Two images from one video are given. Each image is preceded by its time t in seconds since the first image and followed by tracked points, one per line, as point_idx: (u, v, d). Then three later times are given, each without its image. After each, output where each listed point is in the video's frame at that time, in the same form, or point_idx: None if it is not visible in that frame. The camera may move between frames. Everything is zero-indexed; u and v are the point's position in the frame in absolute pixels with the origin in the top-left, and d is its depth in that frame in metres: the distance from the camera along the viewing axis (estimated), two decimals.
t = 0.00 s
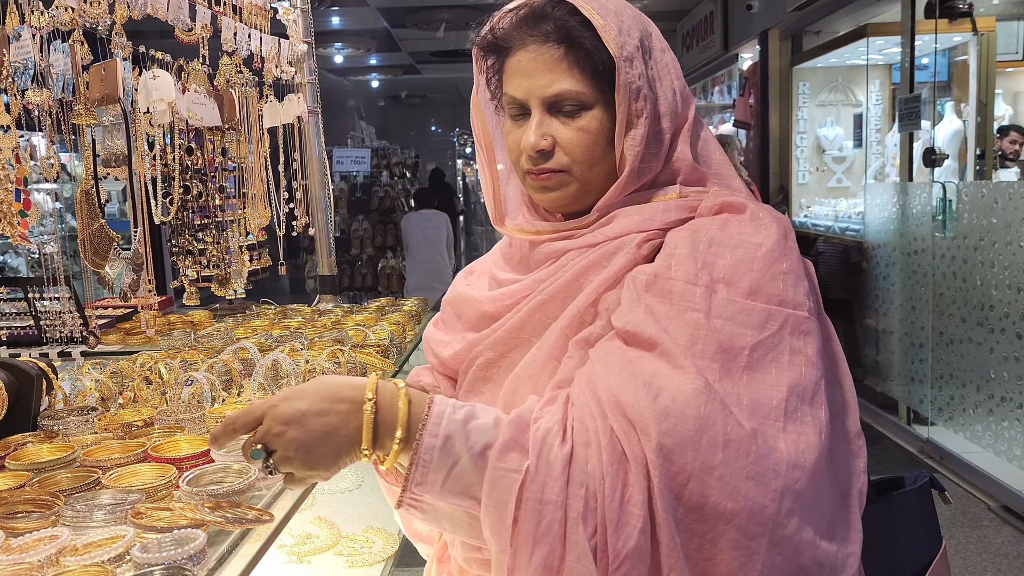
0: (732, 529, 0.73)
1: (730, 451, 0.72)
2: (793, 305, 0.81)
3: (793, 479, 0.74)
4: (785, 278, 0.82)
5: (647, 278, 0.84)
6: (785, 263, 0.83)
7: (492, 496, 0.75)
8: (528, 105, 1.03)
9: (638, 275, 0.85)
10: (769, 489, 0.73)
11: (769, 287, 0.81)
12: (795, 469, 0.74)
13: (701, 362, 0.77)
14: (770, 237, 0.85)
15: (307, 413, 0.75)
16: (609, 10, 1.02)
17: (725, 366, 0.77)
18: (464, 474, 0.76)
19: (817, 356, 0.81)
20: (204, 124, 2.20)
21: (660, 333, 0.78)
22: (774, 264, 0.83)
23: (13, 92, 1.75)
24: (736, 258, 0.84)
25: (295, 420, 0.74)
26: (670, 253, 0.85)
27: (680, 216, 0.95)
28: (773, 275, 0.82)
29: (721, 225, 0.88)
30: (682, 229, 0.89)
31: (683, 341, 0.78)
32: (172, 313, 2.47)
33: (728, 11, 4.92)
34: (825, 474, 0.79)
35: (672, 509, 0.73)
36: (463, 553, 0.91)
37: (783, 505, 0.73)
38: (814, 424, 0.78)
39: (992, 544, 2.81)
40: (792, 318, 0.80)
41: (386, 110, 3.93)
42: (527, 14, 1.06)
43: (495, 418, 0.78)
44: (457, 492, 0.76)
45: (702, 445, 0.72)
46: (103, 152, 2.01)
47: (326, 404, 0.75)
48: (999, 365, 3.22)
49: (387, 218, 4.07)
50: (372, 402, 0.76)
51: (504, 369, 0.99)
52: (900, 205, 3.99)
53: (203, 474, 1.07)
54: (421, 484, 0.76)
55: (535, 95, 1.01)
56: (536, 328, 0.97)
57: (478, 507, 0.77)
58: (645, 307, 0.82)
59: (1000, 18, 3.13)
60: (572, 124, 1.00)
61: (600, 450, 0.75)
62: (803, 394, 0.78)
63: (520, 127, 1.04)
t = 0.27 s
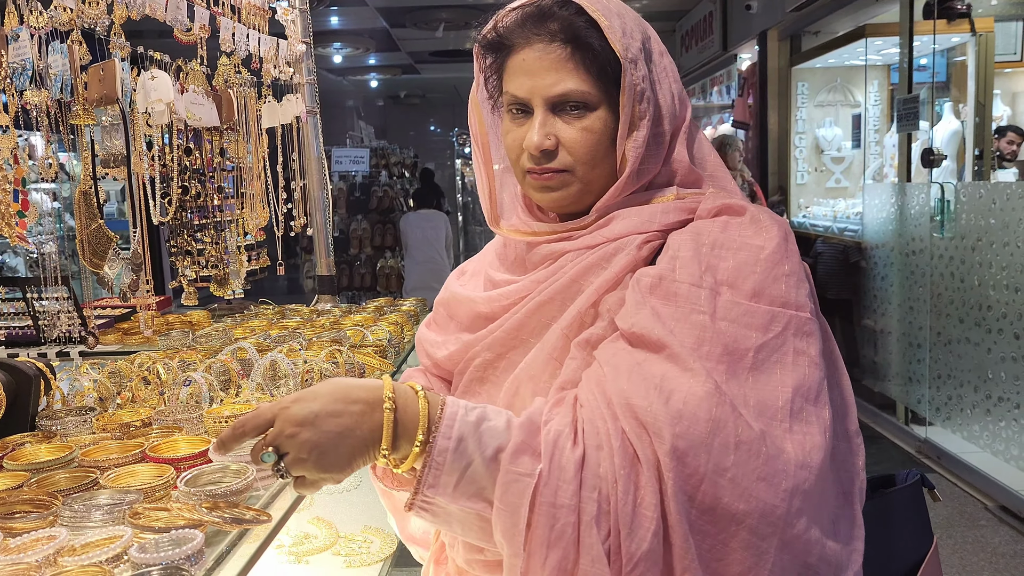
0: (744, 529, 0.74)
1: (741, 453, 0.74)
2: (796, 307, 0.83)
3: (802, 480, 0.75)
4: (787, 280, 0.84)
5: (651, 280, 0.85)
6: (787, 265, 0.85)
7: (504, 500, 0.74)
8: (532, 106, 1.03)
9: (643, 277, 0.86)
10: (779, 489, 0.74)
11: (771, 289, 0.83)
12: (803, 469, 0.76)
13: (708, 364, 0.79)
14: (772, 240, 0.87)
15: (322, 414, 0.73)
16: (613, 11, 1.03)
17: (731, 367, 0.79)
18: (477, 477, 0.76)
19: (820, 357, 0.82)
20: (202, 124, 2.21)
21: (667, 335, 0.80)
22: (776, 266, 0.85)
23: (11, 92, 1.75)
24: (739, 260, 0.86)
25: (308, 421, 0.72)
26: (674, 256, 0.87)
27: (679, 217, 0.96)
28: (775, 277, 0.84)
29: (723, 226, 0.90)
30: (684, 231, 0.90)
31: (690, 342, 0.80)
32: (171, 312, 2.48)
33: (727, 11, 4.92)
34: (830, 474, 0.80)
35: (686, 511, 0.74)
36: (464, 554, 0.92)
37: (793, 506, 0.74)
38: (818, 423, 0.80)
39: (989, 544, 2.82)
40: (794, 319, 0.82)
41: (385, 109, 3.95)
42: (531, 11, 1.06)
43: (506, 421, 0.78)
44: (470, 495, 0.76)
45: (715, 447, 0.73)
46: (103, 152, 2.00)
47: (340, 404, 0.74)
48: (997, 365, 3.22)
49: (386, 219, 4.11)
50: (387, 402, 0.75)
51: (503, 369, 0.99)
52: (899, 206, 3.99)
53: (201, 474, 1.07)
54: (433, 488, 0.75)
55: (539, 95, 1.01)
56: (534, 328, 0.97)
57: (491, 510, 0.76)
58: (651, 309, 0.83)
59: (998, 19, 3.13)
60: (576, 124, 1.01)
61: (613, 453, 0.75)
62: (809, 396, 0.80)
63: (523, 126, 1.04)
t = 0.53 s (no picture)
0: (759, 520, 0.75)
1: (755, 445, 0.75)
2: (800, 301, 0.84)
3: (812, 472, 0.77)
4: (791, 274, 0.85)
5: (656, 275, 0.85)
6: (790, 260, 0.86)
7: (523, 492, 0.74)
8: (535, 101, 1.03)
9: (648, 272, 0.86)
10: (792, 481, 0.76)
11: (776, 283, 0.84)
12: (813, 461, 0.77)
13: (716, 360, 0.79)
14: (774, 235, 0.88)
15: (337, 404, 0.72)
16: (616, 7, 1.03)
17: (738, 361, 0.79)
18: (494, 469, 0.76)
19: (824, 351, 0.83)
20: (200, 121, 2.20)
21: (677, 328, 0.80)
22: (779, 261, 0.85)
23: (8, 87, 1.75)
24: (742, 256, 0.86)
25: (322, 412, 0.72)
26: (678, 251, 0.87)
27: (679, 212, 0.96)
28: (780, 271, 0.85)
29: (724, 222, 0.90)
30: (687, 226, 0.91)
31: (698, 336, 0.80)
32: (168, 309, 2.47)
33: (725, 9, 4.92)
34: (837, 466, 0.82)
35: (703, 503, 0.75)
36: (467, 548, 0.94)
37: (805, 497, 0.76)
38: (824, 416, 0.81)
39: (986, 541, 2.83)
40: (799, 313, 0.83)
41: (383, 107, 3.95)
42: (537, 6, 1.06)
43: (522, 413, 0.78)
44: (487, 486, 0.76)
45: (730, 440, 0.75)
46: (98, 148, 2.00)
47: (354, 395, 0.73)
48: (994, 363, 3.23)
49: (384, 216, 4.13)
50: (402, 393, 0.75)
51: (503, 365, 0.99)
52: (897, 204, 3.99)
53: (199, 471, 1.07)
54: (449, 479, 0.75)
55: (543, 88, 1.01)
56: (535, 323, 0.97)
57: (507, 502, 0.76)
58: (658, 304, 0.83)
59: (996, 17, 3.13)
60: (580, 118, 1.01)
61: (630, 445, 0.76)
62: (816, 389, 0.81)
63: (525, 118, 1.04)
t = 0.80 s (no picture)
0: (772, 502, 0.76)
1: (767, 427, 0.76)
2: (801, 290, 0.84)
3: (821, 454, 0.78)
4: (791, 263, 0.85)
5: (658, 264, 0.85)
6: (790, 249, 0.86)
7: (537, 471, 0.74)
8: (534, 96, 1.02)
9: (649, 262, 0.86)
10: (803, 463, 0.76)
11: (777, 271, 0.84)
12: (821, 444, 0.78)
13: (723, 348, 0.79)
14: (774, 223, 0.88)
15: (342, 384, 0.71)
16: None
17: (743, 347, 0.79)
18: (507, 449, 0.75)
19: (825, 339, 0.84)
20: (194, 115, 2.20)
21: (684, 314, 0.80)
22: (780, 249, 0.86)
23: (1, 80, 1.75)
24: (743, 245, 0.86)
25: (328, 392, 0.71)
26: (679, 241, 0.87)
27: (676, 205, 0.96)
28: (780, 260, 0.85)
29: (723, 213, 0.90)
30: (686, 217, 0.90)
31: (705, 320, 0.79)
32: (163, 305, 2.46)
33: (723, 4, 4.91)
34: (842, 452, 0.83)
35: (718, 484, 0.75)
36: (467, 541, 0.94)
37: (814, 478, 0.77)
38: (826, 404, 0.81)
39: (982, 537, 2.83)
40: (800, 301, 0.83)
41: (380, 102, 3.96)
42: None
43: (532, 393, 0.77)
44: (498, 466, 0.76)
45: (744, 421, 0.75)
46: (92, 142, 1.99)
47: (360, 375, 0.72)
48: (991, 358, 3.23)
49: (381, 211, 4.06)
50: (409, 371, 0.74)
51: (501, 359, 0.98)
52: (894, 199, 3.99)
53: (194, 467, 1.07)
54: (461, 459, 0.75)
55: (546, 79, 1.01)
56: (533, 316, 0.96)
57: (519, 482, 0.76)
58: (661, 293, 0.83)
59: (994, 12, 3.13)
60: (583, 110, 1.00)
61: (643, 425, 0.75)
62: (819, 375, 0.82)
63: (525, 112, 1.03)
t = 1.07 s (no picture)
0: (770, 494, 0.75)
1: (766, 417, 0.75)
2: (802, 283, 0.83)
3: (819, 445, 0.77)
4: (792, 256, 0.84)
5: (658, 257, 0.84)
6: (792, 242, 0.85)
7: (530, 462, 0.73)
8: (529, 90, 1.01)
9: (648, 255, 0.85)
10: (801, 454, 0.76)
11: (778, 263, 0.84)
12: (820, 435, 0.78)
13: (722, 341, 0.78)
14: (776, 215, 0.87)
15: (336, 377, 0.72)
16: None
17: (742, 339, 0.78)
18: (500, 440, 0.75)
19: (824, 332, 0.83)
20: (190, 106, 2.18)
21: (682, 307, 0.79)
22: (781, 242, 0.85)
23: None
24: (743, 237, 0.85)
25: (321, 385, 0.71)
26: (679, 234, 0.86)
27: (678, 197, 0.95)
28: (781, 253, 0.84)
29: (724, 205, 0.89)
30: (687, 209, 0.89)
31: (705, 312, 0.78)
32: (159, 299, 2.45)
33: None
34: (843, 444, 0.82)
35: (714, 474, 0.74)
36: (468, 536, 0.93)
37: (812, 469, 0.76)
38: (825, 397, 0.81)
39: (977, 532, 2.83)
40: (800, 294, 0.83)
41: (377, 97, 3.91)
42: None
43: (527, 384, 0.77)
44: (492, 458, 0.75)
45: (741, 411, 0.74)
46: (87, 133, 1.97)
47: (353, 367, 0.73)
48: (988, 354, 3.23)
49: (378, 207, 4.08)
50: (402, 363, 0.74)
51: (501, 352, 0.98)
52: (891, 195, 3.99)
53: (189, 459, 1.06)
54: (454, 450, 0.75)
55: (541, 74, 0.99)
56: (534, 309, 0.96)
57: (513, 473, 0.75)
58: (659, 285, 0.82)
59: (991, 8, 3.12)
60: (578, 104, 0.99)
61: (638, 414, 0.74)
62: (818, 366, 0.81)
63: (521, 106, 1.02)
